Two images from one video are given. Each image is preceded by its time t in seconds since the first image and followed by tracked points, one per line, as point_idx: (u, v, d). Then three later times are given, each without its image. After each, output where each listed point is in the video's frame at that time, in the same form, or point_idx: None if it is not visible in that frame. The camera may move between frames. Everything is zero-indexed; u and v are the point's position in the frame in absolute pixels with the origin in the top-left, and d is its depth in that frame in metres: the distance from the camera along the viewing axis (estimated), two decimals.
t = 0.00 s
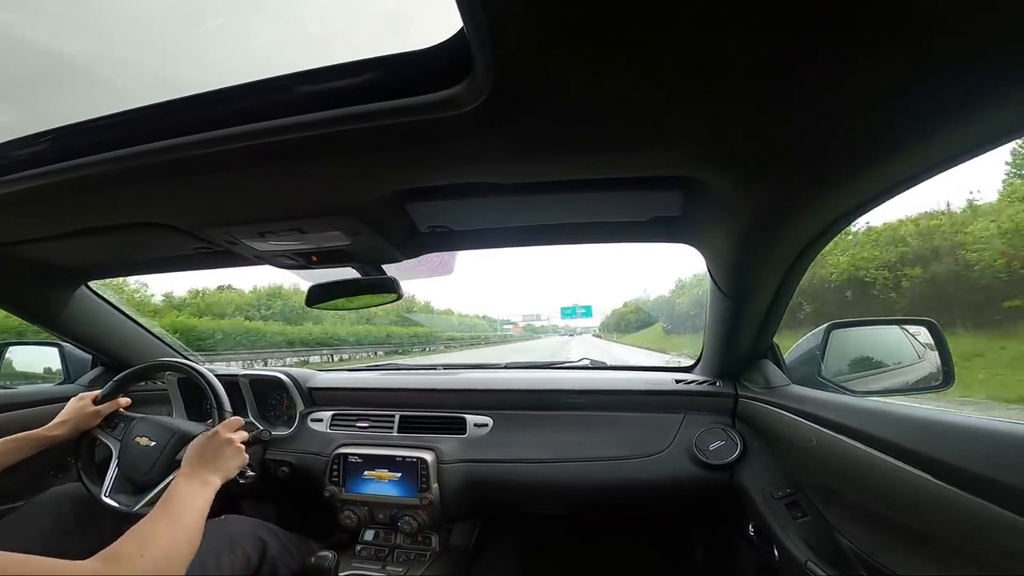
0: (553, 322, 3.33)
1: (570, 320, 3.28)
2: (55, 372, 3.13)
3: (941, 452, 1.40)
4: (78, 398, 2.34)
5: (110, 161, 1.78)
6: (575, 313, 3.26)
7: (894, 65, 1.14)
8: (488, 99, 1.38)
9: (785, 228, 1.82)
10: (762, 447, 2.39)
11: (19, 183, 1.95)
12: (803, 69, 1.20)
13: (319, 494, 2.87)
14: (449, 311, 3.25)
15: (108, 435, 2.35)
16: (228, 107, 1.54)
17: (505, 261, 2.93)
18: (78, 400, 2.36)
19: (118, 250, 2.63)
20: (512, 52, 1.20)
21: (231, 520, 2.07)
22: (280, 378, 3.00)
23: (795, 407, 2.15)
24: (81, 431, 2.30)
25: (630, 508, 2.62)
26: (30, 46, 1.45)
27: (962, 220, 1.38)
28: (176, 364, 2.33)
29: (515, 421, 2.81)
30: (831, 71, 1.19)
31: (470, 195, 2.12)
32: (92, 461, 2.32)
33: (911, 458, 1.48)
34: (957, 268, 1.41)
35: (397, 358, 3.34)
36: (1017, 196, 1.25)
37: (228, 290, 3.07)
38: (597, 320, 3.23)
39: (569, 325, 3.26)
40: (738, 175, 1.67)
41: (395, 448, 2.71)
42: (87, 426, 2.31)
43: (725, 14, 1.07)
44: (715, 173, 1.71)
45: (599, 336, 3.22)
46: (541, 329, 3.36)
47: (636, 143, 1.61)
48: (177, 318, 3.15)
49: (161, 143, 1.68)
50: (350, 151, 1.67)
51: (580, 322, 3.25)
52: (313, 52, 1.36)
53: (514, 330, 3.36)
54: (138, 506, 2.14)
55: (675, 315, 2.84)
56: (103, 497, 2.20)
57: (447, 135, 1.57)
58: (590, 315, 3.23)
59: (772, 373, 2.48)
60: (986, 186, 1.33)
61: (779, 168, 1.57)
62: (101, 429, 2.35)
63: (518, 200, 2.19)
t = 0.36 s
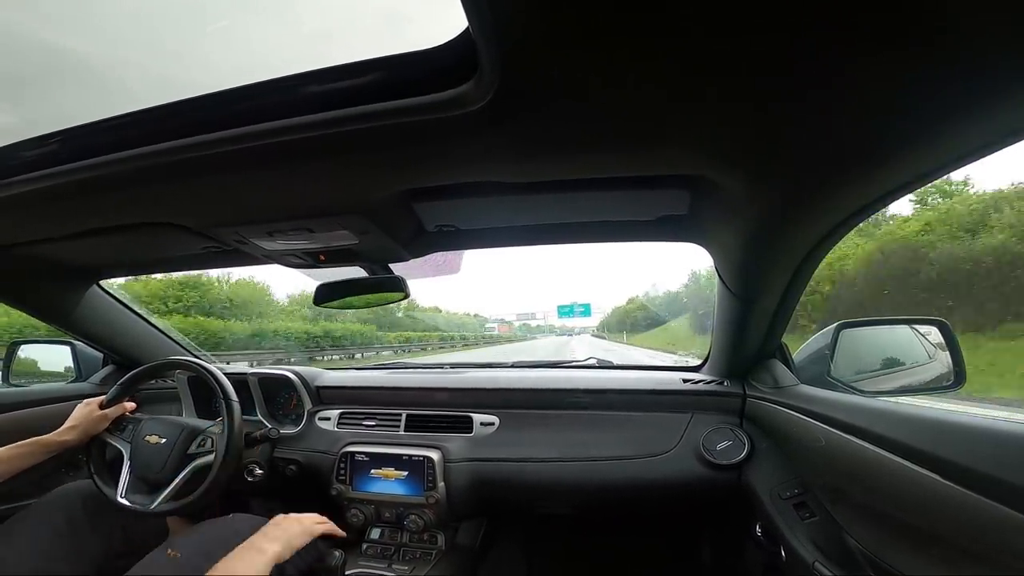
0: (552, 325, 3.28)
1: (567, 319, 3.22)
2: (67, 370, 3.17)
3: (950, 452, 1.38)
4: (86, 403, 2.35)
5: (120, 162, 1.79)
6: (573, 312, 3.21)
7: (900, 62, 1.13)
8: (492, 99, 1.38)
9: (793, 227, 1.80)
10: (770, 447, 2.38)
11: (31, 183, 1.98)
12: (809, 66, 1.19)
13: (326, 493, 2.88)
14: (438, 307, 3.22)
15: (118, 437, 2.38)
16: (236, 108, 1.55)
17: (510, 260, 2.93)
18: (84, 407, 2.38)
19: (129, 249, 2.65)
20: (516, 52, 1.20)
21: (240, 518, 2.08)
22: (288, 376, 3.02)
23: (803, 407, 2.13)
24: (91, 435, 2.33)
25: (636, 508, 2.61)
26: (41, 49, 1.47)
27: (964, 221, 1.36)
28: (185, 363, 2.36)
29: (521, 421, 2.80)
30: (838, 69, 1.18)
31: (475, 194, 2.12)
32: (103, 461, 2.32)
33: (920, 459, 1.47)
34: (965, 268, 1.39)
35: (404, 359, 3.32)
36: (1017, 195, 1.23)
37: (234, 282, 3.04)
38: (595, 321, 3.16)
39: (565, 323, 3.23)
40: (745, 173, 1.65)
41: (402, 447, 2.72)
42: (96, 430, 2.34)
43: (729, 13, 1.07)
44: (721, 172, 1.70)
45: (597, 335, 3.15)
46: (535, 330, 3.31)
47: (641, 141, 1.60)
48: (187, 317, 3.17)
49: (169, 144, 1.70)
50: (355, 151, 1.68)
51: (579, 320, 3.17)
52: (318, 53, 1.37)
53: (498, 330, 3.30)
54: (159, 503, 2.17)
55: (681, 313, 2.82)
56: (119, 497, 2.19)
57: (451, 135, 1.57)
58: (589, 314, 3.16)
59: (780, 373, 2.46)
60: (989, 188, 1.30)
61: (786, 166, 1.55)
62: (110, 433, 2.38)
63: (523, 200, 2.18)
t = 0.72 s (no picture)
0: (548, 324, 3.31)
1: (564, 318, 3.24)
2: (69, 369, 3.18)
3: (951, 452, 1.38)
4: (86, 404, 2.36)
5: (121, 161, 1.80)
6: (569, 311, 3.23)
7: (902, 62, 1.12)
8: (492, 99, 1.38)
9: (796, 227, 1.80)
10: (771, 448, 2.37)
11: (33, 183, 1.98)
12: (810, 66, 1.18)
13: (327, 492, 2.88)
14: (422, 307, 3.19)
15: (118, 438, 2.38)
16: (237, 107, 1.55)
17: (511, 259, 2.94)
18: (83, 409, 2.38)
19: (131, 249, 2.66)
20: (516, 52, 1.20)
21: (243, 518, 2.08)
22: (289, 374, 3.02)
23: (804, 407, 2.12)
24: (91, 435, 2.33)
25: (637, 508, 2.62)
26: (43, 49, 1.48)
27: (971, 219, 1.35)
28: (187, 361, 2.37)
29: (522, 420, 2.80)
30: (840, 70, 1.18)
31: (476, 194, 2.12)
32: (105, 460, 2.31)
33: (921, 460, 1.46)
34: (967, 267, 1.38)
35: (409, 357, 3.32)
36: None
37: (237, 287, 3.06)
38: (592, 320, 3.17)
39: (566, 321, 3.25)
40: (746, 173, 1.65)
41: (403, 447, 2.72)
42: (97, 430, 2.34)
43: (730, 13, 1.07)
44: (723, 172, 1.69)
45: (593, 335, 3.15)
46: (530, 329, 3.34)
47: (642, 141, 1.59)
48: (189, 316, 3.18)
49: (170, 143, 1.70)
50: (356, 151, 1.68)
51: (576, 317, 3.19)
52: (318, 53, 1.37)
53: (478, 329, 3.28)
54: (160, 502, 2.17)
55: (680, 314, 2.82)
56: (122, 497, 2.19)
57: (452, 135, 1.57)
58: (587, 313, 3.19)
59: (782, 373, 2.45)
60: (992, 187, 1.30)
61: (787, 166, 1.55)
62: (110, 433, 2.37)
63: (524, 199, 2.18)
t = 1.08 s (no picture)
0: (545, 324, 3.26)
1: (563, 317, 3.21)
2: (71, 370, 3.18)
3: (954, 453, 1.37)
4: (87, 404, 2.36)
5: (123, 161, 1.80)
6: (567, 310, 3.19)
7: (905, 62, 1.12)
8: (494, 100, 1.38)
9: (797, 227, 1.79)
10: (773, 450, 2.36)
11: (36, 184, 1.99)
12: (812, 66, 1.18)
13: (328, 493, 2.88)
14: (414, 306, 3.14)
15: (119, 437, 2.37)
16: (239, 108, 1.56)
17: (511, 260, 2.93)
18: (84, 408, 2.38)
19: (132, 250, 2.67)
20: (517, 53, 1.20)
21: (238, 511, 2.07)
22: (290, 375, 3.04)
23: (806, 408, 2.11)
24: (93, 436, 2.33)
25: (636, 508, 2.62)
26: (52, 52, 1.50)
27: (968, 221, 1.34)
28: (188, 362, 2.36)
29: (523, 422, 2.80)
30: (842, 70, 1.18)
31: (478, 195, 2.12)
32: (106, 461, 2.32)
33: (925, 461, 1.45)
34: (966, 269, 1.37)
35: (413, 358, 3.31)
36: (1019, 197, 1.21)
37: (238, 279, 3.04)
38: (591, 320, 3.16)
39: (567, 320, 3.21)
40: (748, 174, 1.65)
41: (404, 448, 2.72)
42: (100, 430, 2.35)
43: (731, 12, 1.06)
44: (724, 172, 1.69)
45: (593, 335, 3.17)
46: (529, 329, 3.31)
47: (643, 141, 1.59)
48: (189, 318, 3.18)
49: (172, 144, 1.71)
50: (357, 152, 1.68)
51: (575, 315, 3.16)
52: (320, 54, 1.38)
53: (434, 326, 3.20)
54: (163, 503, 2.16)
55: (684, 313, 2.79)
56: (123, 499, 2.19)
57: (453, 135, 1.57)
58: (588, 311, 3.15)
59: (784, 374, 2.44)
60: (989, 190, 1.29)
61: (789, 166, 1.55)
62: (111, 433, 2.37)
63: (525, 199, 2.18)
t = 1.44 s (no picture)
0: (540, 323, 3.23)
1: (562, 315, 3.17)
2: (69, 371, 3.18)
3: (954, 454, 1.37)
4: (85, 408, 2.33)
5: (122, 162, 1.80)
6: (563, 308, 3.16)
7: (905, 63, 1.12)
8: (493, 101, 1.38)
9: (797, 228, 1.79)
10: (774, 452, 2.35)
11: (35, 185, 1.99)
12: (812, 66, 1.18)
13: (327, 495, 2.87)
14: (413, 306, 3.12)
15: (118, 441, 2.37)
16: (238, 109, 1.55)
17: (511, 262, 2.93)
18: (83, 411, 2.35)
19: (131, 251, 2.66)
20: (516, 54, 1.20)
21: (240, 515, 2.08)
22: (289, 378, 3.03)
23: (807, 411, 2.11)
24: (92, 440, 2.31)
25: (636, 511, 2.61)
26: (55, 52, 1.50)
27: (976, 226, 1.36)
28: (186, 364, 2.36)
29: (522, 424, 2.79)
30: (845, 70, 1.17)
31: (477, 197, 2.12)
32: (104, 463, 2.32)
33: (925, 463, 1.45)
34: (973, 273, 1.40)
35: (413, 358, 3.33)
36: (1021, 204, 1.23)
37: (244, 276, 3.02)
38: (591, 320, 3.10)
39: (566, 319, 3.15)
40: (748, 175, 1.65)
41: (403, 450, 2.72)
42: (98, 434, 2.32)
43: (731, 12, 1.06)
44: (724, 173, 1.69)
45: (593, 336, 3.11)
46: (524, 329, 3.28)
47: (643, 142, 1.59)
48: (189, 319, 3.19)
49: (171, 145, 1.71)
50: (357, 153, 1.68)
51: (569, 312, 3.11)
52: (320, 54, 1.39)
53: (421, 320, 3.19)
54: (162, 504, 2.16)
55: (682, 318, 2.79)
56: (123, 501, 2.19)
57: (454, 136, 1.57)
58: (587, 309, 3.10)
59: (784, 377, 2.44)
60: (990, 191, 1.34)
61: (789, 168, 1.55)
62: (109, 437, 2.36)
63: (526, 201, 2.17)
